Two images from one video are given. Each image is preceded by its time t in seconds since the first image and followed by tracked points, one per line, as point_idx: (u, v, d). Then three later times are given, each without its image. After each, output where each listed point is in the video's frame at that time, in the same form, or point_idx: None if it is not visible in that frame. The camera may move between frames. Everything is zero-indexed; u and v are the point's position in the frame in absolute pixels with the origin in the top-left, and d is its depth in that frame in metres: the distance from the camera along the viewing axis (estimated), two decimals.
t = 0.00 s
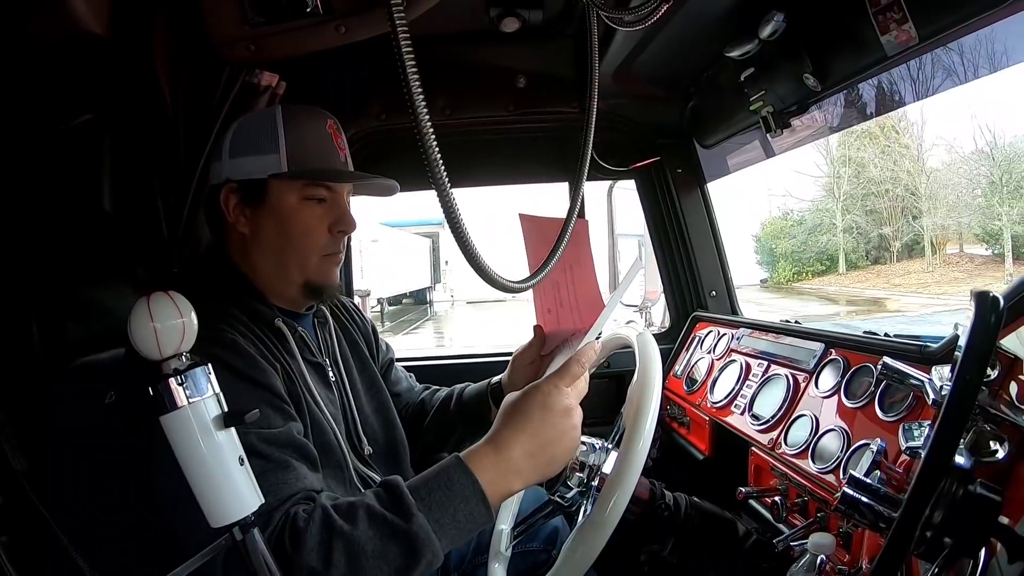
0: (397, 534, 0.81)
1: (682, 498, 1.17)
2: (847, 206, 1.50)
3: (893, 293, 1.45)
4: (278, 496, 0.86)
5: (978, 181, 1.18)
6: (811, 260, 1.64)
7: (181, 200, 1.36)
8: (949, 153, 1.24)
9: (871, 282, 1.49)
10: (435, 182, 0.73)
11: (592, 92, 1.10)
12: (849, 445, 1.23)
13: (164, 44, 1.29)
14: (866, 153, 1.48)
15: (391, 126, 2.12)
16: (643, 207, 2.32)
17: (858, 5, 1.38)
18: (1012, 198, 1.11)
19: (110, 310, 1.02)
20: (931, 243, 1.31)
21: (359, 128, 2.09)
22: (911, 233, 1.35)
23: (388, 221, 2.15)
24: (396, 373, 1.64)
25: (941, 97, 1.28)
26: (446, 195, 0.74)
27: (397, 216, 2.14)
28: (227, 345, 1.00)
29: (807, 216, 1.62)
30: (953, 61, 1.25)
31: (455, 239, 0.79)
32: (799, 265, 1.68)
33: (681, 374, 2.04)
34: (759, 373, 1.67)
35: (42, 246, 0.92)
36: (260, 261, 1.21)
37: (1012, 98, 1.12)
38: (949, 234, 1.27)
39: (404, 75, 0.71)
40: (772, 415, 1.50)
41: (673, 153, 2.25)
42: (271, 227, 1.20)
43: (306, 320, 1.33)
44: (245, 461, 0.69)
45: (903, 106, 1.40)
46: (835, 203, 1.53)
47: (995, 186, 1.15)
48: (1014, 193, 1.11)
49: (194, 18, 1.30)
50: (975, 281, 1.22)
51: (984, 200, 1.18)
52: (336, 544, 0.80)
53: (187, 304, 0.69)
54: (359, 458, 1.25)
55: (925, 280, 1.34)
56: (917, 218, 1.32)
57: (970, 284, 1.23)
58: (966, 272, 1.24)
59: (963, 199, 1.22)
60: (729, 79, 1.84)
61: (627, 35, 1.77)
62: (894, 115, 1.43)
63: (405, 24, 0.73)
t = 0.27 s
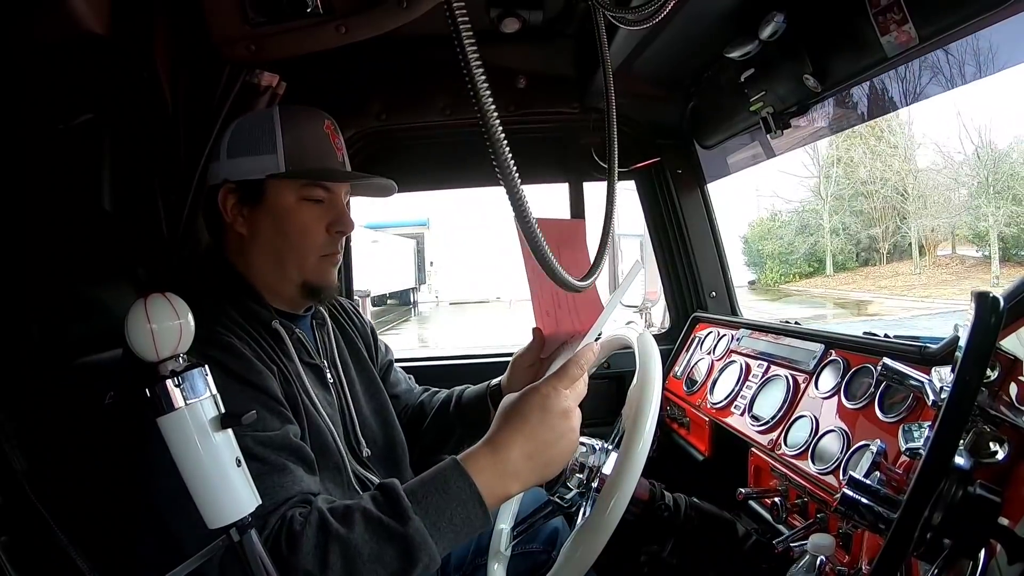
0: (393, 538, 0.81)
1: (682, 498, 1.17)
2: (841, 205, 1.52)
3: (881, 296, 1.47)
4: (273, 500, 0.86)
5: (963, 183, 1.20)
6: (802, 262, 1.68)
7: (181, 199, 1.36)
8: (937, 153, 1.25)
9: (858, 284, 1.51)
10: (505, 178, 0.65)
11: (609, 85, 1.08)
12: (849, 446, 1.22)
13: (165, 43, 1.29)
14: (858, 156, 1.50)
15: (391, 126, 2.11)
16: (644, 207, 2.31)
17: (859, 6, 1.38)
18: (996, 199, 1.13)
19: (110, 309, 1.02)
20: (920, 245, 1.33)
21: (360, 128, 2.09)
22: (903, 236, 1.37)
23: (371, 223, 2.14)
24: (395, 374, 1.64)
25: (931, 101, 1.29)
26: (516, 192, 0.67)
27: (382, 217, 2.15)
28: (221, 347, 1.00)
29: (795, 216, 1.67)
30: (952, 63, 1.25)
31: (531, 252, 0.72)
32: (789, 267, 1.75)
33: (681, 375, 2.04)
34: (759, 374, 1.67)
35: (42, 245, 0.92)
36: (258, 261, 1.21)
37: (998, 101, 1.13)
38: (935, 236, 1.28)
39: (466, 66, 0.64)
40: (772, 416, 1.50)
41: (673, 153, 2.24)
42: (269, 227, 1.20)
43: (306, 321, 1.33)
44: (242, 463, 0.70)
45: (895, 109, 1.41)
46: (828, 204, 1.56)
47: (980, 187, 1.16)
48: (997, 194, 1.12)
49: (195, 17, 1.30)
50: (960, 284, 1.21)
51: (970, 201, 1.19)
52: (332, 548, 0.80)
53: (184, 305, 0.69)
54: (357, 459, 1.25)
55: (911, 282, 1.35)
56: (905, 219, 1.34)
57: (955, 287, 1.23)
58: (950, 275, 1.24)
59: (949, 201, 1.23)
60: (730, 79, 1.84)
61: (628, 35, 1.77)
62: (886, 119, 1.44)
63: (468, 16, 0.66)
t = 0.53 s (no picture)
0: (387, 548, 0.81)
1: (682, 500, 1.17)
2: (832, 209, 1.54)
3: (861, 299, 1.52)
4: (269, 506, 0.86)
5: (952, 182, 1.21)
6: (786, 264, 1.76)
7: (181, 200, 1.36)
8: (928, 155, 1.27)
9: (844, 285, 1.55)
10: (527, 180, 0.67)
11: (606, 92, 1.10)
12: (849, 448, 1.22)
13: (165, 44, 1.29)
14: (852, 158, 1.52)
15: (390, 127, 2.11)
16: (644, 208, 2.31)
17: (859, 7, 1.38)
18: (984, 198, 1.14)
19: (108, 310, 1.02)
20: (901, 245, 1.36)
21: (360, 128, 2.09)
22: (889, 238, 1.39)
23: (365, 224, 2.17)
24: (394, 374, 1.64)
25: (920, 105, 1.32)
26: (536, 191, 0.69)
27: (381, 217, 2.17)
28: (214, 350, 0.99)
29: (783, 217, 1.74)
30: (952, 63, 1.24)
31: (548, 252, 0.74)
32: (779, 268, 1.80)
33: (681, 376, 2.03)
34: (759, 376, 1.67)
35: (41, 246, 0.92)
36: (256, 262, 1.20)
37: (986, 101, 1.14)
38: (923, 237, 1.30)
39: (495, 71, 0.64)
40: (772, 417, 1.49)
41: (674, 155, 2.25)
42: (264, 228, 1.19)
43: (303, 322, 1.33)
44: (243, 463, 0.69)
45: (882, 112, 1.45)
46: (817, 206, 1.59)
47: (968, 186, 1.18)
48: (985, 193, 1.13)
49: (195, 18, 1.30)
50: (948, 286, 1.25)
51: (957, 201, 1.20)
52: (326, 557, 0.80)
53: (185, 305, 0.69)
54: (356, 460, 1.25)
55: (897, 283, 1.39)
56: (892, 219, 1.37)
57: (940, 290, 1.27)
58: (938, 276, 1.27)
59: (938, 201, 1.25)
60: (730, 81, 1.84)
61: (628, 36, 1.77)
62: (874, 121, 1.47)
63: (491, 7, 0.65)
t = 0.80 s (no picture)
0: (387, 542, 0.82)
1: (681, 497, 1.17)
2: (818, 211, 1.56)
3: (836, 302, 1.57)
4: (270, 501, 0.87)
5: (939, 183, 1.25)
6: (774, 265, 1.82)
7: (180, 198, 1.35)
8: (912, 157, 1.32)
9: (827, 287, 1.59)
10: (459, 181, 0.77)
11: (597, 88, 1.10)
12: (848, 445, 1.23)
13: (164, 42, 1.28)
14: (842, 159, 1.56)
15: (390, 124, 2.11)
16: (645, 205, 2.31)
17: (859, 5, 1.38)
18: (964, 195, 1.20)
19: (109, 309, 1.02)
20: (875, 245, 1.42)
21: (359, 125, 2.09)
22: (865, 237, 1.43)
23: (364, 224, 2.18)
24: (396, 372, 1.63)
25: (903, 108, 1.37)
26: (467, 191, 0.78)
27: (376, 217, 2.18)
28: (217, 343, 0.99)
29: (771, 217, 1.78)
30: (951, 61, 1.25)
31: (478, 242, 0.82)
32: (768, 270, 1.86)
33: (681, 373, 2.04)
34: (759, 373, 1.67)
35: (41, 245, 0.92)
36: (259, 255, 1.20)
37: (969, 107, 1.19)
38: (908, 238, 1.35)
39: (428, 75, 0.75)
40: (772, 414, 1.50)
41: (674, 152, 2.24)
42: (269, 222, 1.19)
43: (306, 318, 1.33)
44: (243, 460, 0.69)
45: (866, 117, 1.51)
46: (804, 207, 1.62)
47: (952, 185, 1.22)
48: (971, 191, 1.17)
49: (194, 15, 1.30)
50: (933, 288, 1.31)
51: (942, 201, 1.25)
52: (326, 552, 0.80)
53: (184, 303, 0.69)
54: (357, 456, 1.25)
55: (876, 281, 1.44)
56: (876, 220, 1.42)
57: (925, 292, 1.34)
58: (924, 279, 1.33)
59: (923, 201, 1.30)
60: (730, 78, 1.84)
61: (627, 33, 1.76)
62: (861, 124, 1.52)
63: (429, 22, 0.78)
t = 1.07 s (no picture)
0: (392, 536, 0.79)
1: (681, 498, 1.17)
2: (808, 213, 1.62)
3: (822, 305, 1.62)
4: (266, 496, 0.86)
5: (922, 184, 1.28)
6: (765, 266, 1.88)
7: (181, 198, 1.36)
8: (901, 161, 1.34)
9: (814, 290, 1.64)
10: (458, 182, 0.75)
11: (603, 87, 1.10)
12: (848, 446, 1.22)
13: (165, 42, 1.29)
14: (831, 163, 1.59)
15: (390, 125, 2.11)
16: (645, 208, 2.30)
17: (860, 6, 1.38)
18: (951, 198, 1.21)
19: (109, 308, 1.02)
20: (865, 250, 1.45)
21: (359, 125, 2.09)
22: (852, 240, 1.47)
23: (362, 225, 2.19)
24: (401, 363, 1.63)
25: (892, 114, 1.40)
26: (469, 193, 0.76)
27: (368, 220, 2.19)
28: (213, 341, 1.00)
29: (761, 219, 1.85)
30: (950, 63, 1.25)
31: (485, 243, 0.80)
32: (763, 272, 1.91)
33: (680, 374, 2.03)
34: (759, 374, 1.67)
35: (41, 244, 0.92)
36: (262, 257, 1.21)
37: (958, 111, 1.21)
38: (895, 240, 1.38)
39: (418, 81, 0.72)
40: (772, 415, 1.50)
41: (674, 153, 2.24)
42: (268, 220, 1.20)
43: (308, 319, 1.34)
44: (242, 461, 0.69)
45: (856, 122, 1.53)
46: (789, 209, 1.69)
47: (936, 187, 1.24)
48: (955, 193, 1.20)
49: (194, 15, 1.30)
50: (916, 292, 1.34)
51: (926, 202, 1.28)
52: (324, 546, 0.78)
53: (184, 304, 0.69)
54: (357, 458, 1.26)
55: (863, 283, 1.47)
56: (858, 220, 1.46)
57: (908, 296, 1.36)
58: (910, 281, 1.35)
59: (907, 203, 1.33)
60: (730, 79, 1.84)
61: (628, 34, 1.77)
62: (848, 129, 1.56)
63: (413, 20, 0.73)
